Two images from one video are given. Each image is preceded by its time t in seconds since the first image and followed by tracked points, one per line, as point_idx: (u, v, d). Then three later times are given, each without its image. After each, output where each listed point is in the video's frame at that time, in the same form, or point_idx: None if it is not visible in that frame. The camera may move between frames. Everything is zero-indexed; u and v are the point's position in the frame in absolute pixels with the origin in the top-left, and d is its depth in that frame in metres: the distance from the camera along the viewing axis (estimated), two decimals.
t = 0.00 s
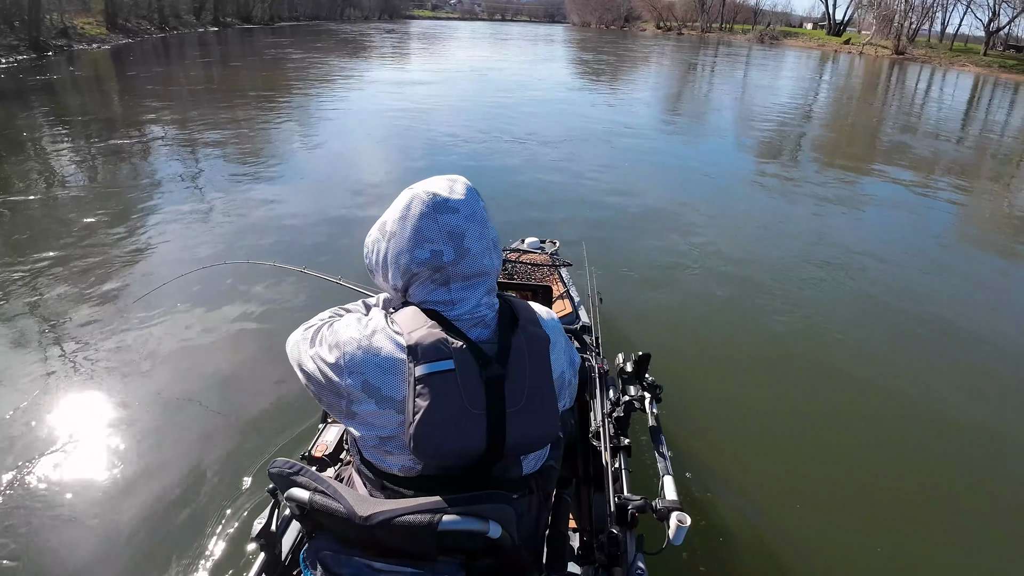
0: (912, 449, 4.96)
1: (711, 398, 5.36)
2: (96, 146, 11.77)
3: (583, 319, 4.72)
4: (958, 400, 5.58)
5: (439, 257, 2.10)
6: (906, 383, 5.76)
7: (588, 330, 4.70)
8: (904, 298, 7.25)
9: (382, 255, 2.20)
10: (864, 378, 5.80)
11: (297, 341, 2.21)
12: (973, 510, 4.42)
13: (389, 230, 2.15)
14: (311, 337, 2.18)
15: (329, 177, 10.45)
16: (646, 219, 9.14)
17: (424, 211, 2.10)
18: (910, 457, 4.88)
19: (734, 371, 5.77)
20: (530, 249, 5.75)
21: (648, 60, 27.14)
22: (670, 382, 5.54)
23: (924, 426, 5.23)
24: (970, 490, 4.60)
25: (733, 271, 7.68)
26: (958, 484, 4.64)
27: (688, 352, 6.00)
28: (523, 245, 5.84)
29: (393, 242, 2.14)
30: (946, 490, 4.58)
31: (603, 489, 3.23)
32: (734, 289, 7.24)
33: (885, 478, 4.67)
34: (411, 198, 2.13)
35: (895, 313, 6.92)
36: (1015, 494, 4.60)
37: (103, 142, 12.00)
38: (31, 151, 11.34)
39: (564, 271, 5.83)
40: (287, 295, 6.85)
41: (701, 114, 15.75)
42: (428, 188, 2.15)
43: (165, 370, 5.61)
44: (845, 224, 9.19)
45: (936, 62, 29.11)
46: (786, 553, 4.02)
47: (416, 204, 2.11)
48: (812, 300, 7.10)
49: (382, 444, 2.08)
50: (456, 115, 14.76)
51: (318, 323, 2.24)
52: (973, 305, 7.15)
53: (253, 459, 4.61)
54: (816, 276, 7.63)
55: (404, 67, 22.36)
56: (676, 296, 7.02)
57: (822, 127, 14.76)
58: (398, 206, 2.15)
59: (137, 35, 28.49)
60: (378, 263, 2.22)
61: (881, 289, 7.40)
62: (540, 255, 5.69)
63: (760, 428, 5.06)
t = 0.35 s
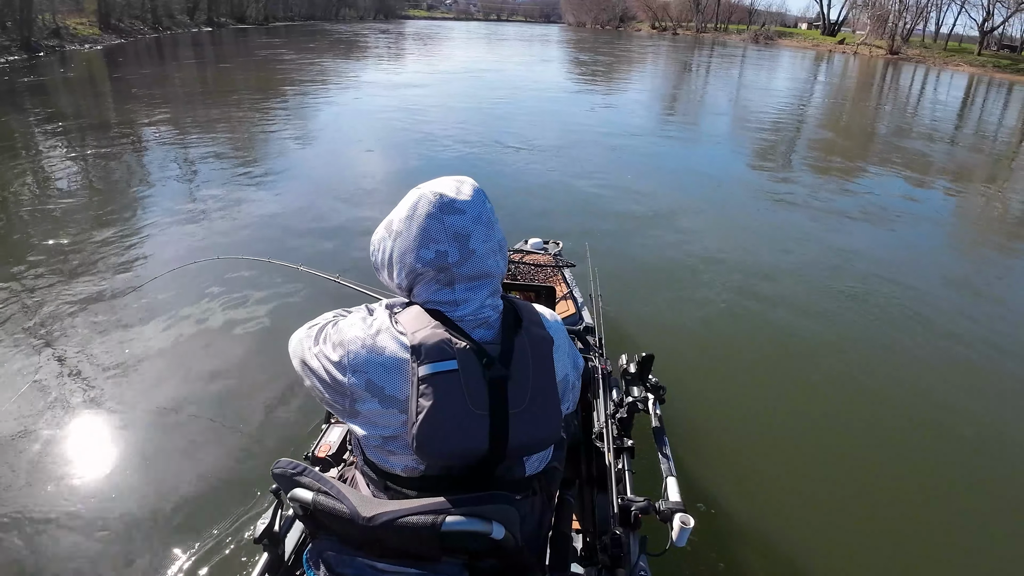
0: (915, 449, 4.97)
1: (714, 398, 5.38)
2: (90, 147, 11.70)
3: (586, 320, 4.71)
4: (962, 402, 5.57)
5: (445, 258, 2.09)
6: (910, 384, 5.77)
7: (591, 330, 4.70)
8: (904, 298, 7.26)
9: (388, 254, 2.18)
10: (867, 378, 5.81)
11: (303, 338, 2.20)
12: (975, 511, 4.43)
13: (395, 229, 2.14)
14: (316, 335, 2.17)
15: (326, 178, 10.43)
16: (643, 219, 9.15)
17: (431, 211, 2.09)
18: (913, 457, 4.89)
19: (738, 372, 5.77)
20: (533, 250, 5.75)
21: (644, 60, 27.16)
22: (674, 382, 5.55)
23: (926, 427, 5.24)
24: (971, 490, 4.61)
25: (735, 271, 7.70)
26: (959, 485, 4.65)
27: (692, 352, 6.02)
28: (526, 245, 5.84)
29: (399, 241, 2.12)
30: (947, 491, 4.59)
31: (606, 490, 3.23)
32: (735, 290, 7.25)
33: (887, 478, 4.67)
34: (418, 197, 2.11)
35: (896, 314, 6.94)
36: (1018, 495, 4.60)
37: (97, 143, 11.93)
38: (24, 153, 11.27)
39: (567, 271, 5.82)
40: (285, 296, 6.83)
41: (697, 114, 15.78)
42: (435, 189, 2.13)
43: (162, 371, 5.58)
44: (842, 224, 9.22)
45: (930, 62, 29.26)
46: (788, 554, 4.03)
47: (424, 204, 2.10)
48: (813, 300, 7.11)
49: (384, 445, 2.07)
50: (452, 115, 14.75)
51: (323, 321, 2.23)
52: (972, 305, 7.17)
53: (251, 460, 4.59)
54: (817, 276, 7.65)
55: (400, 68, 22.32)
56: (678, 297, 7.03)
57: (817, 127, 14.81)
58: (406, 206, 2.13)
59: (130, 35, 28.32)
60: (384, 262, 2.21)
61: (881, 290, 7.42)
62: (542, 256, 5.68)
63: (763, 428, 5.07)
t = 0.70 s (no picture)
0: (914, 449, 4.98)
1: (714, 398, 5.39)
2: (81, 148, 11.62)
3: (586, 320, 4.71)
4: (961, 402, 5.58)
5: (448, 257, 2.08)
6: (909, 384, 5.78)
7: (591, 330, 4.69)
8: (903, 298, 7.28)
9: (390, 252, 2.17)
10: (866, 378, 5.82)
11: (303, 334, 2.18)
12: (973, 511, 4.44)
13: (399, 227, 2.12)
14: (317, 332, 2.15)
15: (320, 178, 10.39)
16: (639, 219, 9.17)
17: (436, 211, 2.08)
18: (912, 457, 4.90)
19: (738, 371, 5.79)
20: (533, 250, 5.74)
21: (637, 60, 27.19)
22: (674, 382, 5.57)
23: (925, 427, 5.25)
24: (971, 490, 4.62)
25: (734, 270, 7.73)
26: (959, 485, 4.66)
27: (692, 352, 6.03)
28: (526, 245, 5.83)
29: (402, 239, 2.11)
30: (946, 491, 4.60)
31: (605, 491, 3.22)
32: (734, 289, 7.27)
33: (886, 478, 4.68)
34: (423, 196, 2.10)
35: (894, 314, 6.95)
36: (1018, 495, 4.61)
37: (88, 144, 11.85)
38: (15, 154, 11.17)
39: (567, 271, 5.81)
40: (281, 297, 6.80)
41: (691, 114, 15.82)
42: (441, 188, 2.12)
43: (157, 373, 5.56)
44: (837, 223, 9.26)
45: (922, 62, 29.43)
46: (788, 554, 4.04)
47: (428, 203, 2.08)
48: (812, 300, 7.13)
49: (384, 443, 2.05)
50: (447, 115, 14.73)
51: (326, 314, 2.23)
52: (969, 305, 7.20)
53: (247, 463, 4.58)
54: (816, 276, 7.67)
55: (394, 68, 22.27)
56: (678, 296, 7.04)
57: (810, 126, 14.87)
58: (410, 204, 2.12)
59: (121, 36, 28.13)
60: (387, 260, 2.19)
61: (880, 289, 7.44)
62: (543, 256, 5.68)
63: (763, 429, 5.08)
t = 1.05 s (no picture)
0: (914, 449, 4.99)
1: (714, 398, 5.40)
2: (71, 150, 11.54)
3: (583, 319, 4.71)
4: (958, 399, 5.61)
5: (453, 259, 2.06)
6: (907, 383, 5.81)
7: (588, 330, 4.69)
8: (899, 296, 7.31)
9: (391, 251, 2.13)
10: (865, 377, 5.84)
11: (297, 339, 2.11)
12: (972, 510, 4.46)
13: (401, 226, 2.08)
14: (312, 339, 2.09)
15: (313, 179, 10.37)
16: (632, 218, 9.19)
17: (441, 211, 2.05)
18: (912, 456, 4.92)
19: (737, 371, 5.80)
20: (530, 249, 5.75)
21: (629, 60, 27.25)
22: (673, 382, 5.58)
23: (924, 426, 5.27)
24: (970, 489, 4.64)
25: (730, 270, 7.75)
26: (958, 484, 4.68)
27: (690, 352, 6.04)
28: (523, 244, 5.84)
29: (404, 239, 2.07)
30: (946, 490, 4.61)
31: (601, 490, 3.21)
32: (731, 289, 7.29)
33: (886, 478, 4.70)
34: (427, 196, 2.06)
35: (891, 312, 6.98)
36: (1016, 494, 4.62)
37: (77, 145, 11.78)
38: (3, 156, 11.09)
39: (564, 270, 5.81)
40: (274, 298, 6.78)
41: (683, 113, 15.87)
42: (444, 188, 2.09)
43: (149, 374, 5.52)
44: (831, 222, 9.31)
45: (912, 61, 29.62)
46: (788, 554, 4.05)
47: (432, 203, 2.05)
48: (810, 299, 7.15)
49: (385, 445, 2.03)
50: (440, 116, 14.72)
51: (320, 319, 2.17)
52: (964, 303, 7.23)
53: (241, 464, 4.56)
54: (813, 275, 7.69)
55: (386, 69, 22.25)
56: (675, 296, 7.06)
57: (802, 125, 14.95)
58: (414, 203, 2.07)
59: (111, 37, 27.93)
60: (387, 259, 2.15)
61: (876, 288, 7.46)
62: (540, 255, 5.68)
63: (763, 429, 5.09)
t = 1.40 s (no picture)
0: (913, 448, 5.02)
1: (714, 398, 5.41)
2: (60, 153, 11.48)
3: (581, 319, 4.69)
4: (955, 399, 5.64)
5: (458, 263, 2.05)
6: (904, 382, 5.84)
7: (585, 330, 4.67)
8: (895, 296, 7.34)
9: (394, 251, 2.10)
10: (864, 377, 5.86)
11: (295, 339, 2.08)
12: (970, 510, 4.48)
13: (405, 227, 2.05)
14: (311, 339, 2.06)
15: (305, 180, 10.35)
16: (625, 217, 9.22)
17: (447, 214, 2.03)
18: (911, 456, 4.94)
19: (737, 370, 5.82)
20: (530, 249, 5.75)
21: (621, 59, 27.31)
22: (673, 383, 5.58)
23: (922, 425, 5.30)
24: (969, 489, 4.66)
25: (726, 269, 7.76)
26: (958, 483, 4.70)
27: (689, 352, 6.05)
28: (522, 244, 5.85)
29: (407, 239, 2.05)
30: (945, 489, 4.64)
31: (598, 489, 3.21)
32: (728, 288, 7.31)
33: (886, 478, 4.72)
34: (434, 198, 2.04)
35: (888, 312, 7.01)
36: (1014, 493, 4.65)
37: (67, 149, 11.71)
38: None
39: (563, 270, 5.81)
40: (268, 300, 6.76)
41: (675, 113, 15.93)
42: (451, 189, 2.07)
43: (143, 376, 5.51)
44: (823, 220, 9.36)
45: (902, 59, 29.81)
46: (789, 554, 4.06)
47: (439, 205, 2.02)
48: (808, 299, 7.17)
49: (385, 446, 2.01)
50: (432, 116, 14.72)
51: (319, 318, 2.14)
52: (957, 302, 7.28)
53: (235, 465, 4.54)
54: (810, 275, 7.72)
55: (377, 69, 22.21)
56: (673, 295, 7.07)
57: (792, 124, 15.03)
58: (419, 204, 2.04)
59: (99, 38, 27.74)
60: (388, 258, 2.13)
61: (872, 288, 7.49)
62: (539, 255, 5.68)
63: (763, 429, 5.10)
